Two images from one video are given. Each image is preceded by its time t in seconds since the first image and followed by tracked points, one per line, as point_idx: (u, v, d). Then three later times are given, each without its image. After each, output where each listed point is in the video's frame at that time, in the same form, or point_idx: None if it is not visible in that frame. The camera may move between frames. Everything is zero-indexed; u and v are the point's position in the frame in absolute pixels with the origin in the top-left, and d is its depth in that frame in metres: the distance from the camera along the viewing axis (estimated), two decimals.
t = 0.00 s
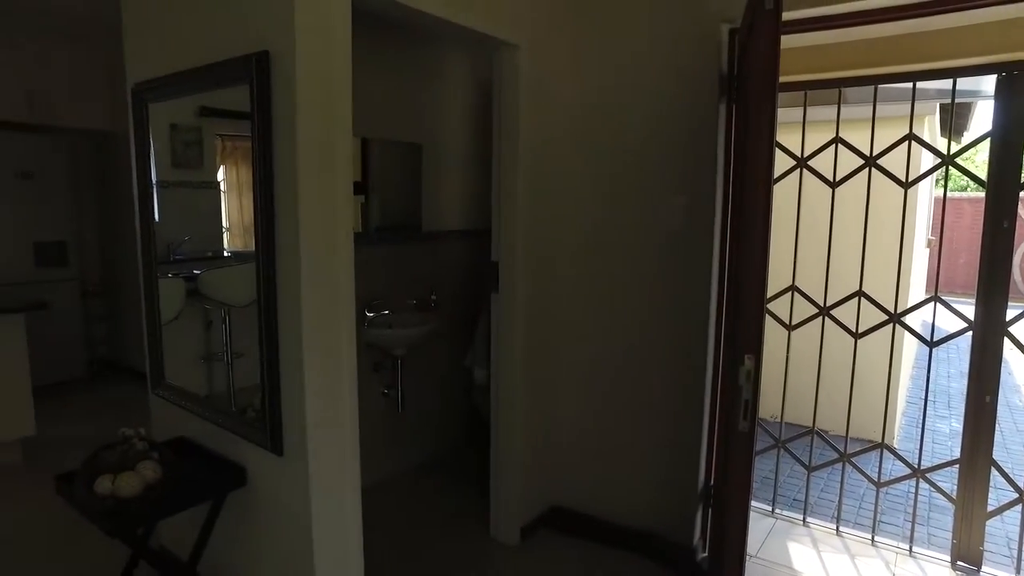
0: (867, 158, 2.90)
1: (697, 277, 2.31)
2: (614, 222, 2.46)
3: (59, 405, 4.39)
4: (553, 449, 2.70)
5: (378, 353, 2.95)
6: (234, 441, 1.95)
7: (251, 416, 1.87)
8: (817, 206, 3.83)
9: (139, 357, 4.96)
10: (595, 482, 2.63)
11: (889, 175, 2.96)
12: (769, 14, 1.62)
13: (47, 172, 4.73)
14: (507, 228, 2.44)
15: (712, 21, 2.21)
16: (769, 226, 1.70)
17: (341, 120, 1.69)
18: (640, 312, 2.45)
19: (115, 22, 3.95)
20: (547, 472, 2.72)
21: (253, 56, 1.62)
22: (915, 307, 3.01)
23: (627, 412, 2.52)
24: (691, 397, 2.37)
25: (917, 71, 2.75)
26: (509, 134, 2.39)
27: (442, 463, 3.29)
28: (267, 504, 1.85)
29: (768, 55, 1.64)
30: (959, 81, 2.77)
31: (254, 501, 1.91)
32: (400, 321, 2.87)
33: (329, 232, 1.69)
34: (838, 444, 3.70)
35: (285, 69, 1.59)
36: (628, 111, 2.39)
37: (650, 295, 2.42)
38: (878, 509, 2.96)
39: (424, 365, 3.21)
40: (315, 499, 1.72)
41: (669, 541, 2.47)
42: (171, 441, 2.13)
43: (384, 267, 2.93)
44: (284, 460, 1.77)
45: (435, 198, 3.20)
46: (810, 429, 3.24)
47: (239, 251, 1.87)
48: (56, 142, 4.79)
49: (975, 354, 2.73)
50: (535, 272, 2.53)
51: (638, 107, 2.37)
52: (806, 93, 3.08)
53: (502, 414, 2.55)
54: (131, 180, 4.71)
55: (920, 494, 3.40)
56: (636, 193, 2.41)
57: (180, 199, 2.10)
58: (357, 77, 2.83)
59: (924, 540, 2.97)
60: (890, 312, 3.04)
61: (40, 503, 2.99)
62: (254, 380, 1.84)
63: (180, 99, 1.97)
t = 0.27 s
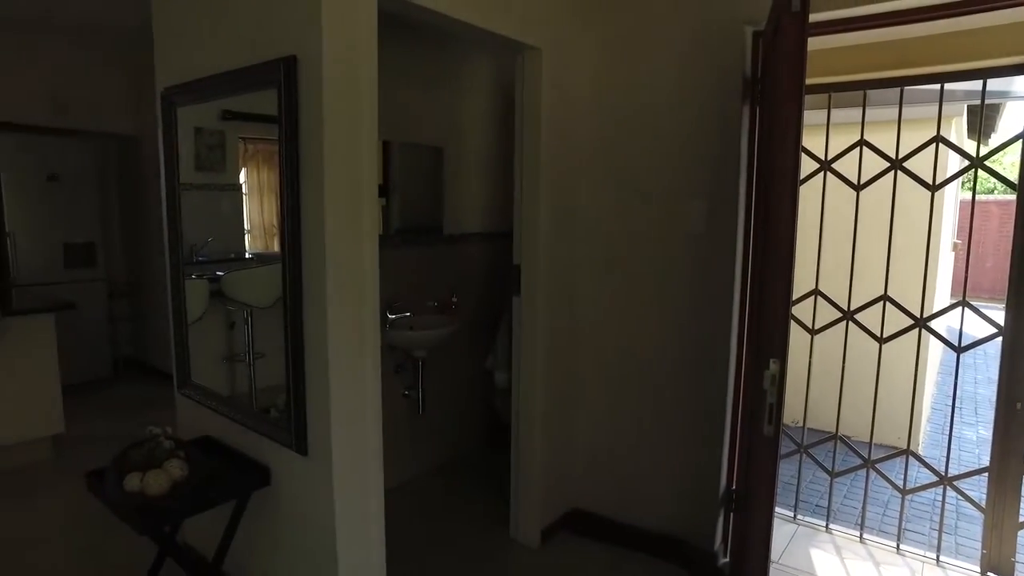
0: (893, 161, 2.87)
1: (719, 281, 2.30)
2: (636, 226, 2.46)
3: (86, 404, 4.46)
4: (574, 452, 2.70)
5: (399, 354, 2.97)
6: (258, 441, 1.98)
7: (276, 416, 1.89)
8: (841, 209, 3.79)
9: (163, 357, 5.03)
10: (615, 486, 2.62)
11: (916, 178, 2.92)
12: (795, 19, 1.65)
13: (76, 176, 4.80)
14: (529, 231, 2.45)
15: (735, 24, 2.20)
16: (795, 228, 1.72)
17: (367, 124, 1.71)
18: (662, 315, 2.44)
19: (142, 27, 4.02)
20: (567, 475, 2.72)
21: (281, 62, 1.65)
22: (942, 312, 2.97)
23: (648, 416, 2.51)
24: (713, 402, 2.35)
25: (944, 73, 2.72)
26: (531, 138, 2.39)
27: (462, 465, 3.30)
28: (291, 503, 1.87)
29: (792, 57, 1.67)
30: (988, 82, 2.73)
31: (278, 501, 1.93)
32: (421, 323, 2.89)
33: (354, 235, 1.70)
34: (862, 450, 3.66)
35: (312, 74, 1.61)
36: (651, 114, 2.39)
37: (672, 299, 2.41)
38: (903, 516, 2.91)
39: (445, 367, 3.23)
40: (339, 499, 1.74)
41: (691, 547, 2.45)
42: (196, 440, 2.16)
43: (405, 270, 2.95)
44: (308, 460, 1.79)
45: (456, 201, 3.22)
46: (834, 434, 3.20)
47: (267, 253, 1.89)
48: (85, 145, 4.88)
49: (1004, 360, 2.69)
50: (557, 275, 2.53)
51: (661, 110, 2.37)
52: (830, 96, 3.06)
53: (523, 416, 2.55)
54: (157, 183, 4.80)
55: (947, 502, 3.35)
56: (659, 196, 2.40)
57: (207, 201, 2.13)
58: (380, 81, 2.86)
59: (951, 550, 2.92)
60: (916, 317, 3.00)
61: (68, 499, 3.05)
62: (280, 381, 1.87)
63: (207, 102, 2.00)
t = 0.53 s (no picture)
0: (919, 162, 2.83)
1: (741, 285, 2.29)
2: (656, 228, 2.46)
3: (111, 402, 4.54)
4: (592, 454, 2.70)
5: (419, 355, 2.99)
6: (281, 440, 2.00)
7: (298, 415, 1.91)
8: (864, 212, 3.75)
9: (186, 357, 5.11)
10: (635, 488, 2.62)
11: (942, 179, 2.87)
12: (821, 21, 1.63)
13: (103, 180, 4.82)
14: (549, 233, 2.45)
15: (758, 26, 2.19)
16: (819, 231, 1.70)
17: (390, 128, 1.72)
18: (683, 318, 2.43)
19: (169, 32, 4.08)
20: (586, 477, 2.72)
21: (307, 65, 1.67)
22: (970, 316, 2.92)
23: (667, 418, 2.51)
24: (735, 405, 2.34)
25: (972, 73, 2.67)
26: (552, 140, 2.40)
27: (480, 467, 3.31)
28: (313, 502, 1.89)
29: (819, 60, 1.65)
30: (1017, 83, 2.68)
31: (300, 500, 1.95)
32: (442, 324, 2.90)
33: (377, 238, 1.72)
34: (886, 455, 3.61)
35: (337, 77, 1.63)
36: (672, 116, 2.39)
37: (692, 302, 2.40)
38: (929, 524, 2.87)
39: (465, 369, 3.24)
40: (360, 499, 1.75)
41: (710, 551, 2.44)
42: (220, 439, 2.19)
43: (426, 271, 2.97)
44: (330, 459, 1.80)
45: (476, 204, 3.23)
46: (857, 439, 3.16)
47: (290, 254, 1.92)
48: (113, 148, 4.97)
49: None
50: (576, 278, 2.53)
51: (683, 112, 2.36)
52: (854, 97, 3.02)
53: (543, 419, 2.56)
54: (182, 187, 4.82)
55: (973, 509, 3.29)
56: (680, 199, 2.40)
57: (232, 203, 2.16)
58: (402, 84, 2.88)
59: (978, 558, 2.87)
60: (942, 321, 2.95)
61: (95, 496, 3.10)
62: (303, 381, 1.89)
63: (233, 106, 2.03)
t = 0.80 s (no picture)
0: (945, 165, 2.79)
1: (762, 288, 2.27)
2: (676, 231, 2.45)
3: (134, 401, 4.61)
4: (612, 458, 2.69)
5: (439, 358, 3.00)
6: (303, 442, 2.02)
7: (319, 415, 1.93)
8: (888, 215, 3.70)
9: (207, 357, 5.17)
10: (654, 493, 2.61)
11: (969, 183, 2.83)
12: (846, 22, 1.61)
13: (129, 182, 4.90)
14: (569, 237, 2.45)
15: (780, 29, 2.17)
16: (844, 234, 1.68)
17: (412, 132, 1.74)
18: (703, 323, 2.42)
19: (192, 37, 4.14)
20: (605, 481, 2.71)
21: (330, 70, 1.68)
22: (997, 322, 2.87)
23: (687, 423, 2.49)
24: (756, 410, 2.32)
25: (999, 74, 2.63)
26: (573, 144, 2.40)
27: (499, 470, 3.31)
28: (334, 503, 1.91)
29: (844, 61, 1.63)
30: None
31: (321, 501, 1.96)
32: (461, 327, 2.91)
33: (399, 241, 1.73)
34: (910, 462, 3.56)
35: (360, 81, 1.64)
36: (693, 120, 2.38)
37: (713, 306, 2.39)
38: (954, 533, 2.82)
39: (484, 371, 3.24)
40: (381, 500, 1.76)
41: (730, 558, 2.42)
42: (242, 439, 2.22)
43: (446, 274, 2.98)
44: (351, 461, 1.82)
45: (495, 207, 3.24)
46: (880, 446, 3.12)
47: (308, 257, 1.96)
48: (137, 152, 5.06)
49: None
50: (596, 282, 2.53)
51: (704, 116, 2.35)
52: (878, 100, 2.99)
53: (562, 422, 2.55)
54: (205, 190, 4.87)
55: (1000, 518, 3.23)
56: (701, 202, 2.39)
57: (254, 206, 2.18)
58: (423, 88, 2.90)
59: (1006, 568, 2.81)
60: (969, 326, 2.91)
61: (119, 495, 3.14)
62: (325, 383, 1.90)
63: (256, 110, 2.05)
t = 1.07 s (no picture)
0: (972, 168, 2.75)
1: (783, 291, 2.25)
2: (697, 235, 2.44)
3: (157, 401, 4.68)
4: (630, 462, 2.68)
5: (457, 360, 3.01)
6: (323, 443, 2.03)
7: (340, 416, 1.94)
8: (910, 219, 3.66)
9: (227, 358, 5.22)
10: (673, 498, 2.59)
11: (996, 185, 2.79)
12: (871, 21, 1.58)
13: (152, 184, 4.96)
14: (588, 240, 2.45)
15: (802, 32, 2.16)
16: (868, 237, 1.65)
17: (433, 135, 1.74)
18: (723, 326, 2.40)
19: (215, 43, 4.20)
20: (623, 485, 2.70)
21: (353, 74, 1.70)
22: None
23: (706, 427, 2.48)
24: (777, 415, 2.30)
25: None
26: (592, 147, 2.40)
27: (516, 473, 3.30)
28: (355, 504, 1.92)
29: (869, 62, 1.60)
30: None
31: (341, 502, 1.98)
32: (480, 330, 2.92)
33: (421, 244, 1.74)
34: (934, 469, 3.51)
35: (383, 85, 1.66)
36: (714, 123, 2.37)
37: (733, 310, 2.37)
38: (980, 542, 2.78)
39: (502, 374, 3.25)
40: (401, 502, 1.77)
41: (750, 563, 2.40)
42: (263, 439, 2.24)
43: (465, 277, 2.99)
44: (371, 462, 1.83)
45: (514, 209, 3.25)
46: (903, 452, 3.08)
47: (328, 258, 1.99)
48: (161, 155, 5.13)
49: None
50: (616, 285, 2.52)
51: (725, 119, 2.34)
52: (901, 101, 2.96)
53: (580, 426, 2.55)
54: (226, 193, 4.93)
55: None
56: (721, 206, 2.37)
57: (275, 208, 2.20)
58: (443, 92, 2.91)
59: None
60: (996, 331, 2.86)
61: (141, 493, 3.18)
62: (346, 384, 1.92)
63: (278, 114, 2.07)
